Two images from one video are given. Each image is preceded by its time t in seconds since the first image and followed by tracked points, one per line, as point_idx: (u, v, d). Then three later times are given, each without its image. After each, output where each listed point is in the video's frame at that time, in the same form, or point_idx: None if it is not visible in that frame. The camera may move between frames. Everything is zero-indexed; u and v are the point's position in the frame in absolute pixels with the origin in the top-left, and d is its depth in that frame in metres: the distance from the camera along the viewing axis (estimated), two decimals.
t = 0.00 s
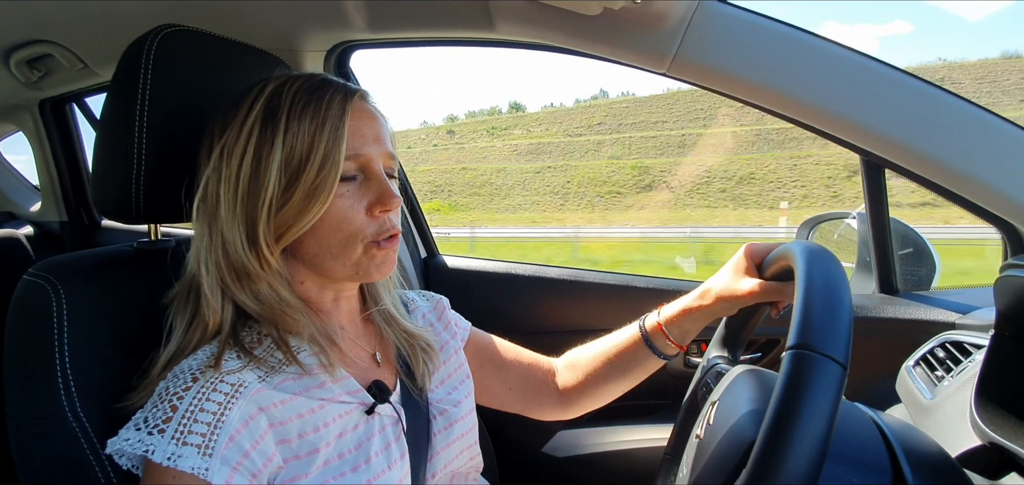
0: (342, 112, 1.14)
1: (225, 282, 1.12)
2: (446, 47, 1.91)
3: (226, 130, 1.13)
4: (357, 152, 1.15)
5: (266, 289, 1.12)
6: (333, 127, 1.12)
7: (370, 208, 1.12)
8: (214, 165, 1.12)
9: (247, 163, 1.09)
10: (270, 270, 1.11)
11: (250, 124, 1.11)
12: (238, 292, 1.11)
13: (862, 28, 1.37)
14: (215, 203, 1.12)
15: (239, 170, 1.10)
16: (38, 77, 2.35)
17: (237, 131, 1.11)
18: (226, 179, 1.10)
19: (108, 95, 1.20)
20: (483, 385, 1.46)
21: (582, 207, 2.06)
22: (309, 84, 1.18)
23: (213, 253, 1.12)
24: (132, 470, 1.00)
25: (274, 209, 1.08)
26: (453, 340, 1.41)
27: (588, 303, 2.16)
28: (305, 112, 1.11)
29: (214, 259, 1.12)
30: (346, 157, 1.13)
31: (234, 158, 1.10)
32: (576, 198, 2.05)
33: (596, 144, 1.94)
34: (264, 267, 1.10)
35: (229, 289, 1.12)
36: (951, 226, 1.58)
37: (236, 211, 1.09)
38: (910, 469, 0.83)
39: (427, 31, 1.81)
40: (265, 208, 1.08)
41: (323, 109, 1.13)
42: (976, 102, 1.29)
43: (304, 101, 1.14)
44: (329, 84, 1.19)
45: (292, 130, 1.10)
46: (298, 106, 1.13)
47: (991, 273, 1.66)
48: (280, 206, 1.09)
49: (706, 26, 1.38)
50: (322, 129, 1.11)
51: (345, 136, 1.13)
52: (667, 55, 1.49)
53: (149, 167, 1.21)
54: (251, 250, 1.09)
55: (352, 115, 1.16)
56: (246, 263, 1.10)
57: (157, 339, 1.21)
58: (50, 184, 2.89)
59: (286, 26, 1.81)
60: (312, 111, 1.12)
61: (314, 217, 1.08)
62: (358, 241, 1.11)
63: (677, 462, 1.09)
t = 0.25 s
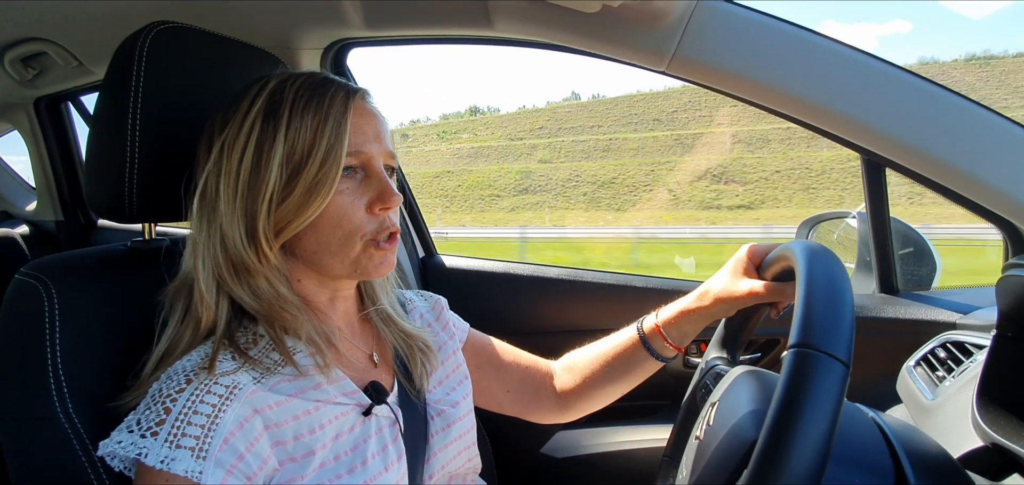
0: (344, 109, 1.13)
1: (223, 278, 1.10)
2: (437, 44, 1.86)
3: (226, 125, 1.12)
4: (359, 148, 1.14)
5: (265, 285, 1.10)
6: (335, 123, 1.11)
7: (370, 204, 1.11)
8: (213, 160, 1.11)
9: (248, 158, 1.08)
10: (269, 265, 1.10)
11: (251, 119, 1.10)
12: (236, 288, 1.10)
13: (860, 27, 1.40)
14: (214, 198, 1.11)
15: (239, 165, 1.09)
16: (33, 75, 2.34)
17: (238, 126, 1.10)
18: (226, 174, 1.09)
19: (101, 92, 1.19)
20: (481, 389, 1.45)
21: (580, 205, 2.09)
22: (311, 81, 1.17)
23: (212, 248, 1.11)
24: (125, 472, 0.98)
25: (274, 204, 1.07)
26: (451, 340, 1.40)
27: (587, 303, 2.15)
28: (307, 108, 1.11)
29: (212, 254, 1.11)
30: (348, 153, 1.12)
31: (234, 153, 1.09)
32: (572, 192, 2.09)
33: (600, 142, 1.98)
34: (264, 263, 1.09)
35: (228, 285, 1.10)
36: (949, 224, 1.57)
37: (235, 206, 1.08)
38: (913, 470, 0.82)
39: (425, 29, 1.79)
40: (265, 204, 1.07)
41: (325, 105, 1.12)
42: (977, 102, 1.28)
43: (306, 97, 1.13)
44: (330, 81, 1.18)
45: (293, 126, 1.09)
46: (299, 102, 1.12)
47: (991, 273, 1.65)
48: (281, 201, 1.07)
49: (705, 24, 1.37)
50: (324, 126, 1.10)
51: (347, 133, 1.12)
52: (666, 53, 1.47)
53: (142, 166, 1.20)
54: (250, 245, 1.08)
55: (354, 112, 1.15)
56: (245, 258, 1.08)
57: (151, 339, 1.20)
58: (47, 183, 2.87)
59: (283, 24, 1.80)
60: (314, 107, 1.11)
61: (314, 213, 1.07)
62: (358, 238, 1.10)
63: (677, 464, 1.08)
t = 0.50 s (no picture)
0: (344, 106, 1.13)
1: (224, 275, 1.10)
2: (438, 45, 1.87)
3: (227, 121, 1.13)
4: (359, 145, 1.14)
5: (266, 281, 1.10)
6: (335, 120, 1.11)
7: (370, 201, 1.11)
8: (213, 157, 1.11)
9: (248, 155, 1.08)
10: (271, 262, 1.10)
11: (252, 116, 1.10)
12: (236, 285, 1.10)
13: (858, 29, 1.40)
14: (214, 195, 1.11)
15: (240, 162, 1.09)
16: (28, 74, 2.33)
17: (239, 123, 1.10)
18: (227, 171, 1.09)
19: (99, 91, 1.18)
20: (480, 388, 1.44)
21: (578, 204, 2.09)
22: (311, 79, 1.17)
23: (212, 245, 1.11)
24: (124, 473, 0.98)
25: (275, 200, 1.07)
26: (450, 340, 1.40)
27: (585, 303, 2.16)
28: (307, 105, 1.11)
29: (213, 251, 1.10)
30: (348, 149, 1.12)
31: (235, 150, 1.09)
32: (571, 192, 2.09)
33: (598, 142, 1.99)
34: (265, 260, 1.09)
35: (228, 282, 1.10)
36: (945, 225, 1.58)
37: (236, 202, 1.08)
38: (910, 467, 0.83)
39: (423, 29, 1.80)
40: (266, 200, 1.07)
41: (325, 102, 1.12)
42: (972, 102, 1.29)
43: (306, 95, 1.13)
44: (330, 79, 1.18)
45: (294, 123, 1.09)
46: (300, 99, 1.12)
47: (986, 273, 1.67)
48: (282, 197, 1.07)
49: (704, 25, 1.38)
50: (324, 122, 1.10)
51: (347, 130, 1.12)
52: (665, 54, 1.48)
53: (140, 165, 1.19)
54: (251, 242, 1.08)
55: (353, 110, 1.16)
56: (246, 254, 1.08)
57: (149, 339, 1.20)
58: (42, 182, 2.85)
59: (281, 23, 1.79)
60: (314, 104, 1.11)
61: (314, 209, 1.07)
62: (358, 235, 1.10)
63: (675, 463, 1.09)
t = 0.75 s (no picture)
0: (345, 107, 1.14)
1: (223, 274, 1.10)
2: (435, 44, 1.86)
3: (228, 120, 1.13)
4: (360, 145, 1.15)
5: (266, 279, 1.10)
6: (337, 120, 1.12)
7: (370, 200, 1.12)
8: (214, 155, 1.10)
9: (251, 153, 1.08)
10: (271, 260, 1.10)
11: (254, 115, 1.11)
12: (236, 283, 1.10)
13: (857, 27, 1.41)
14: (215, 193, 1.10)
15: (240, 162, 1.09)
16: (26, 74, 2.33)
17: (241, 122, 1.10)
18: (227, 170, 1.09)
19: (97, 92, 1.18)
20: (476, 384, 1.45)
21: (577, 203, 2.09)
22: (313, 80, 1.17)
23: (212, 243, 1.11)
24: (122, 474, 0.98)
25: (277, 198, 1.07)
26: (447, 340, 1.41)
27: (583, 303, 2.16)
28: (310, 105, 1.11)
29: (213, 249, 1.10)
30: (350, 149, 1.13)
31: (236, 149, 1.09)
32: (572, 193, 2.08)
33: (594, 142, 1.98)
34: (265, 258, 1.09)
35: (227, 281, 1.10)
36: (941, 227, 1.59)
37: (238, 199, 1.08)
38: (906, 464, 0.83)
39: (421, 30, 1.80)
40: (268, 198, 1.07)
41: (327, 103, 1.13)
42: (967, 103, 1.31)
43: (308, 95, 1.13)
44: (331, 80, 1.19)
45: (297, 122, 1.09)
46: (302, 100, 1.12)
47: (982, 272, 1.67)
48: (283, 196, 1.08)
49: (700, 25, 1.38)
50: (327, 122, 1.11)
51: (350, 129, 1.13)
52: (662, 54, 1.48)
53: (138, 166, 1.19)
54: (251, 240, 1.08)
55: (355, 111, 1.16)
56: (247, 252, 1.08)
57: (147, 340, 1.20)
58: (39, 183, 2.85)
59: (279, 24, 1.80)
60: (316, 104, 1.12)
61: (315, 208, 1.08)
62: (358, 234, 1.10)
63: (673, 462, 1.09)
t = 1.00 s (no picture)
0: (345, 104, 1.14)
1: (221, 271, 1.10)
2: (433, 43, 1.86)
3: (228, 117, 1.12)
4: (360, 142, 1.15)
5: (264, 276, 1.10)
6: (337, 118, 1.11)
7: (370, 198, 1.12)
8: (213, 152, 1.10)
9: (249, 150, 1.08)
10: (269, 258, 1.10)
11: (253, 112, 1.10)
12: (235, 281, 1.10)
13: (852, 27, 1.40)
14: (213, 190, 1.10)
15: (239, 158, 1.08)
16: (21, 71, 2.32)
17: (240, 119, 1.10)
18: (226, 167, 1.08)
19: (94, 90, 1.18)
20: (474, 386, 1.44)
21: (575, 202, 2.08)
22: (313, 78, 1.17)
23: (210, 240, 1.10)
24: (119, 475, 0.98)
25: (276, 195, 1.07)
26: (446, 339, 1.40)
27: (582, 302, 2.16)
28: (310, 102, 1.11)
29: (211, 245, 1.10)
30: (350, 146, 1.13)
31: (235, 145, 1.08)
32: (569, 192, 2.07)
33: (592, 141, 1.98)
34: (264, 255, 1.09)
35: (226, 278, 1.10)
36: (940, 225, 1.59)
37: (236, 196, 1.07)
38: (904, 464, 0.83)
39: (419, 28, 1.79)
40: (267, 196, 1.06)
41: (327, 100, 1.12)
42: (966, 102, 1.30)
43: (308, 92, 1.13)
44: (331, 78, 1.18)
45: (296, 120, 1.09)
46: (302, 97, 1.12)
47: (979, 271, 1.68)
48: (282, 193, 1.07)
49: (699, 25, 1.38)
50: (326, 119, 1.10)
51: (349, 126, 1.12)
52: (660, 54, 1.48)
53: (134, 165, 1.19)
54: (250, 237, 1.08)
55: (354, 109, 1.16)
56: (246, 249, 1.08)
57: (145, 339, 1.19)
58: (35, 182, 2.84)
59: (276, 22, 1.79)
60: (316, 102, 1.12)
61: (314, 205, 1.07)
62: (357, 232, 1.10)
63: (671, 461, 1.09)
